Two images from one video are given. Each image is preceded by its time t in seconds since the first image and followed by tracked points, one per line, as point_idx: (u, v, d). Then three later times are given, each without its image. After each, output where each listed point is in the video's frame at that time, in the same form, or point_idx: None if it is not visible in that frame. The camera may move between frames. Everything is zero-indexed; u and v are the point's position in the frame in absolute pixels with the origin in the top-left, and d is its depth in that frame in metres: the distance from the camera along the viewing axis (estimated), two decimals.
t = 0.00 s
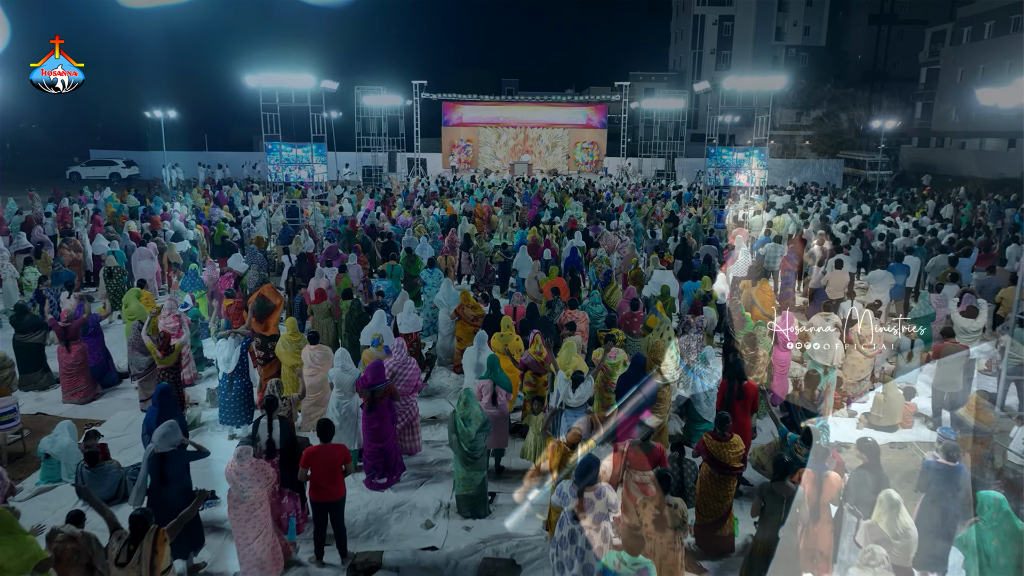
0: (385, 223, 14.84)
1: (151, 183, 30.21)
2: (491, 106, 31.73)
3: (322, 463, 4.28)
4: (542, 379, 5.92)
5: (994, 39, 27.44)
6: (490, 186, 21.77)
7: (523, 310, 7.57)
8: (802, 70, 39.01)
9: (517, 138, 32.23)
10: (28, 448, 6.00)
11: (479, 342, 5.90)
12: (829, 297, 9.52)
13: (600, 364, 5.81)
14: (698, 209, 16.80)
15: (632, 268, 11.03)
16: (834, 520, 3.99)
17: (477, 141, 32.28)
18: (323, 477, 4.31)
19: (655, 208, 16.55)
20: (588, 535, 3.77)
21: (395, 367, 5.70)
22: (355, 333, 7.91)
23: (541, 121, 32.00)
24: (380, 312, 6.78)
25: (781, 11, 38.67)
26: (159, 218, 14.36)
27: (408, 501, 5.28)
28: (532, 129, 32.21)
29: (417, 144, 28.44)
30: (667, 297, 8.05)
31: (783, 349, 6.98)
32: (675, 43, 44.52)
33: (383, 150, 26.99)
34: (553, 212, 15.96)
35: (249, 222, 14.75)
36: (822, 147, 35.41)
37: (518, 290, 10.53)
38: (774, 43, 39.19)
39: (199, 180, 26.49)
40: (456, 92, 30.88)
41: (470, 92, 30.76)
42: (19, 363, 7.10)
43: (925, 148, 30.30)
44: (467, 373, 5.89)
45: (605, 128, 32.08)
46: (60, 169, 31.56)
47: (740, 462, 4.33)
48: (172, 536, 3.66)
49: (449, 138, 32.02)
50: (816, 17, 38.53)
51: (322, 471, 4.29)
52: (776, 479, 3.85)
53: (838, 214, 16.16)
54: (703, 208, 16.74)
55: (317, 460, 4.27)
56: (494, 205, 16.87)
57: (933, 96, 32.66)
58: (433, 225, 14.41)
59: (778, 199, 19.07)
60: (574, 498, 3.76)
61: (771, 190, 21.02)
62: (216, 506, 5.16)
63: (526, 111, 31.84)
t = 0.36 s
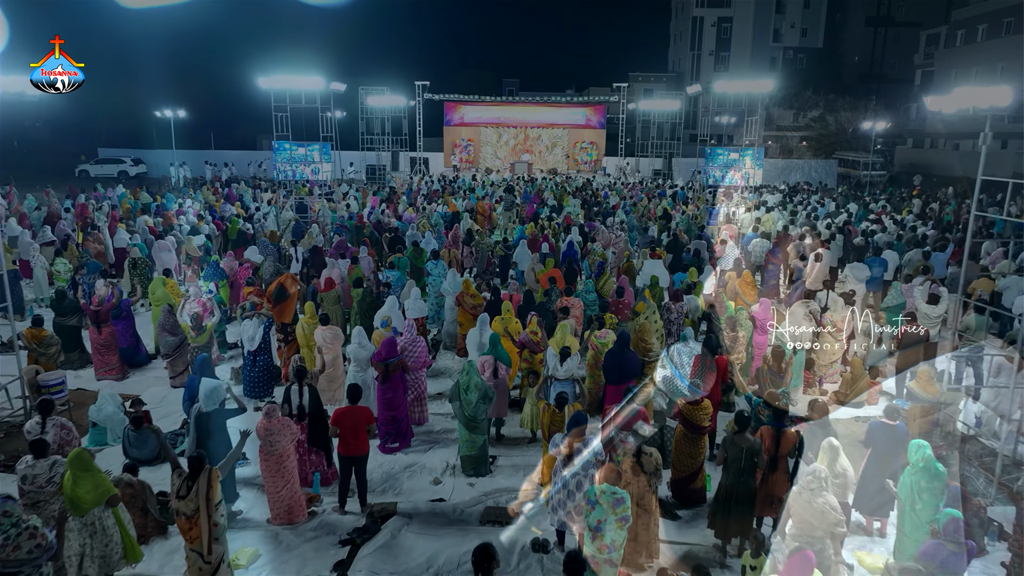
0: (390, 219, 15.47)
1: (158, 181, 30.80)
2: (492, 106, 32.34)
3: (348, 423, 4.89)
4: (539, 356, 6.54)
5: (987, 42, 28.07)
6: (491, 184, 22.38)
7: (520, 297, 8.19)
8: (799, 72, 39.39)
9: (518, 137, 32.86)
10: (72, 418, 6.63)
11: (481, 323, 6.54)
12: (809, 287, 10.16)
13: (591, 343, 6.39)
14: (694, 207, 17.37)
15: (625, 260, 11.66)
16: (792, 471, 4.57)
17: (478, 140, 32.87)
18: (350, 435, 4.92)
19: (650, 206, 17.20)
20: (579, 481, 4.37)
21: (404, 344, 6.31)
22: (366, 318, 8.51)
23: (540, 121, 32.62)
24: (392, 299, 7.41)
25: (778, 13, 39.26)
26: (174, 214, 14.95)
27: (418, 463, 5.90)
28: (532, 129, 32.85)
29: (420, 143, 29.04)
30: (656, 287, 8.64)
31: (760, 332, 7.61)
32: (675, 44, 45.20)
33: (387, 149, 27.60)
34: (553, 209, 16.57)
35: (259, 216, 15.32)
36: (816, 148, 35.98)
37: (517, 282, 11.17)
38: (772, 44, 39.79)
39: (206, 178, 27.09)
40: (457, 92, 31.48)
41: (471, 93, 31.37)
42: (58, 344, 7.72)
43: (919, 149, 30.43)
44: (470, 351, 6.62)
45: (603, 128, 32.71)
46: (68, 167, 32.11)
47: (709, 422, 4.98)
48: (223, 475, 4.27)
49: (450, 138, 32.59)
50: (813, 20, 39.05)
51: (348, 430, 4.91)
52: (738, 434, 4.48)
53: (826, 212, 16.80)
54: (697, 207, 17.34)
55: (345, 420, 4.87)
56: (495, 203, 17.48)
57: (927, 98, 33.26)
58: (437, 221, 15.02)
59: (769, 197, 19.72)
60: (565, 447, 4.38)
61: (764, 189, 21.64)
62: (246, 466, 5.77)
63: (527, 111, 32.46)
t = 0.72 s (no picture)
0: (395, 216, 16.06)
1: (165, 179, 31.35)
2: (493, 107, 32.91)
3: (371, 392, 5.48)
4: (537, 338, 7.16)
5: (981, 45, 28.53)
6: (492, 183, 22.95)
7: (519, 287, 8.78)
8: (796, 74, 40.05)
9: (518, 137, 33.41)
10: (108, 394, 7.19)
11: (484, 308, 7.07)
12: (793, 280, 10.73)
13: (585, 327, 6.96)
14: (689, 206, 17.93)
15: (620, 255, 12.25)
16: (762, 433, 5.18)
17: (480, 140, 33.41)
18: (372, 403, 5.52)
19: (646, 204, 17.78)
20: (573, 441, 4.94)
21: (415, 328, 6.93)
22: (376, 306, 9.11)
23: (541, 122, 33.23)
24: (402, 288, 7.98)
25: (777, 15, 39.78)
26: (187, 210, 15.51)
27: (427, 433, 6.49)
28: (533, 129, 33.42)
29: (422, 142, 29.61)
30: (647, 277, 9.23)
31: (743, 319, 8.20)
32: (674, 45, 45.75)
33: (390, 148, 28.16)
34: (551, 207, 17.16)
35: (269, 212, 15.88)
36: (814, 148, 36.39)
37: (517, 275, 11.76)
38: (771, 46, 40.29)
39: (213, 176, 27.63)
40: (459, 93, 32.06)
41: (473, 93, 31.94)
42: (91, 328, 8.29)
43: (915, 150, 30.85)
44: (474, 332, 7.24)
45: (602, 128, 33.30)
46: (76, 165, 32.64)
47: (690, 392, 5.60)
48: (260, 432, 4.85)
49: (452, 138, 33.12)
50: (811, 21, 39.50)
51: (371, 398, 5.50)
52: (711, 401, 5.10)
53: (816, 210, 17.38)
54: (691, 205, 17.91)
55: (367, 389, 5.46)
56: (496, 201, 18.06)
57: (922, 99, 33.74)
58: (440, 217, 15.61)
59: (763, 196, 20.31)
60: (562, 412, 4.93)
61: (759, 188, 22.21)
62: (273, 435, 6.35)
63: (527, 112, 33.04)
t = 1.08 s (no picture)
0: (400, 212, 16.73)
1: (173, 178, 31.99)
2: (495, 107, 33.58)
3: (391, 365, 6.15)
4: (536, 322, 7.88)
5: (973, 46, 29.13)
6: (494, 182, 23.64)
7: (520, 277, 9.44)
8: (793, 74, 40.56)
9: (519, 138, 34.08)
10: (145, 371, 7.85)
11: (488, 294, 7.66)
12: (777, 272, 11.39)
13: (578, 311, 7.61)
14: (683, 204, 18.60)
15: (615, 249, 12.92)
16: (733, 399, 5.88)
17: (481, 140, 34.07)
18: (392, 376, 6.19)
19: (642, 202, 18.46)
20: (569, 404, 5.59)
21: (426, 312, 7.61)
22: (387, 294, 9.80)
23: (541, 122, 33.91)
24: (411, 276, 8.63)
25: (774, 17, 40.62)
26: (201, 206, 16.17)
27: (437, 406, 7.16)
28: (533, 129, 34.08)
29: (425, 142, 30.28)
30: (638, 268, 9.92)
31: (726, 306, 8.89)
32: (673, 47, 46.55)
33: (394, 148, 28.83)
34: (551, 204, 17.84)
35: (279, 209, 16.54)
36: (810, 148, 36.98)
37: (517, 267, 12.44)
38: (768, 48, 41.08)
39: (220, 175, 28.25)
40: (461, 94, 32.74)
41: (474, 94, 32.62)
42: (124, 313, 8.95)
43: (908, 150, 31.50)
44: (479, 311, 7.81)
45: (601, 129, 33.99)
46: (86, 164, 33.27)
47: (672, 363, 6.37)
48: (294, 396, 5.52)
49: (454, 138, 33.81)
50: (808, 24, 40.26)
51: (391, 370, 6.17)
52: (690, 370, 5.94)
53: (806, 207, 18.05)
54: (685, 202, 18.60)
55: (387, 362, 6.13)
56: (498, 198, 18.74)
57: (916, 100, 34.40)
58: (443, 214, 16.30)
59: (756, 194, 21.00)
60: (561, 380, 5.56)
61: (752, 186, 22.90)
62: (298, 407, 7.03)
63: (528, 113, 33.72)
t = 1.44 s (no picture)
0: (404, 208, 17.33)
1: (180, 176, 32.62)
2: (495, 107, 34.16)
3: (404, 344, 6.76)
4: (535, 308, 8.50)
5: (966, 47, 29.65)
6: (495, 180, 24.20)
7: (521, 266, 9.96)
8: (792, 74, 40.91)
9: (519, 137, 34.63)
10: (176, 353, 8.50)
11: (492, 281, 8.06)
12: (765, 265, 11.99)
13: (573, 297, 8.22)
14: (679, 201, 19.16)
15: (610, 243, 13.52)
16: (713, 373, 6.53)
17: (482, 139, 34.65)
18: (405, 354, 6.81)
19: (638, 199, 19.04)
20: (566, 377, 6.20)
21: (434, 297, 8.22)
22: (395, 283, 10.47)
23: (541, 121, 34.47)
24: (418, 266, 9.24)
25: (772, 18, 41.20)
26: (212, 203, 16.79)
27: (444, 384, 7.78)
28: (533, 128, 34.63)
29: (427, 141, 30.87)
30: (632, 259, 10.54)
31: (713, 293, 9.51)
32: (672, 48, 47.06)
33: (397, 147, 29.44)
34: (551, 201, 18.42)
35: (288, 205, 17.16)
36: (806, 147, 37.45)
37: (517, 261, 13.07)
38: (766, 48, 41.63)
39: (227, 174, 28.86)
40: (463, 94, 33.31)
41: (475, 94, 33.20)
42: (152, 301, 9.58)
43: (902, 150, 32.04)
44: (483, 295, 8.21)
45: (600, 128, 34.59)
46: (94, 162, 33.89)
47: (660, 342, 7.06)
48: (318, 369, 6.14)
49: (455, 137, 34.44)
50: (806, 24, 40.72)
51: (404, 348, 6.77)
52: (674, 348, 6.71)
53: (798, 204, 18.61)
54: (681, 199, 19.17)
55: (400, 341, 6.73)
56: (498, 196, 19.32)
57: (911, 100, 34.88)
58: (445, 210, 16.90)
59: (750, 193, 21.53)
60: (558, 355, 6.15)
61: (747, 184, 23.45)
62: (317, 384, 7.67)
63: (528, 112, 34.27)
